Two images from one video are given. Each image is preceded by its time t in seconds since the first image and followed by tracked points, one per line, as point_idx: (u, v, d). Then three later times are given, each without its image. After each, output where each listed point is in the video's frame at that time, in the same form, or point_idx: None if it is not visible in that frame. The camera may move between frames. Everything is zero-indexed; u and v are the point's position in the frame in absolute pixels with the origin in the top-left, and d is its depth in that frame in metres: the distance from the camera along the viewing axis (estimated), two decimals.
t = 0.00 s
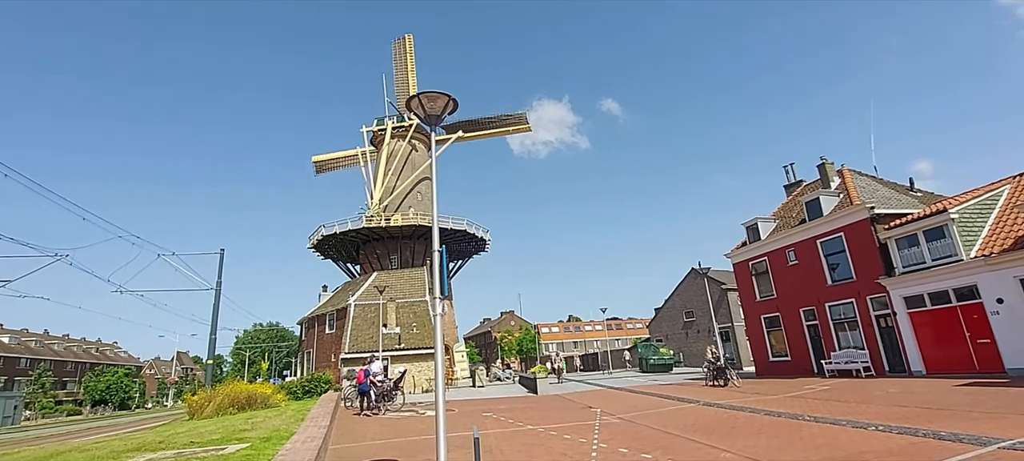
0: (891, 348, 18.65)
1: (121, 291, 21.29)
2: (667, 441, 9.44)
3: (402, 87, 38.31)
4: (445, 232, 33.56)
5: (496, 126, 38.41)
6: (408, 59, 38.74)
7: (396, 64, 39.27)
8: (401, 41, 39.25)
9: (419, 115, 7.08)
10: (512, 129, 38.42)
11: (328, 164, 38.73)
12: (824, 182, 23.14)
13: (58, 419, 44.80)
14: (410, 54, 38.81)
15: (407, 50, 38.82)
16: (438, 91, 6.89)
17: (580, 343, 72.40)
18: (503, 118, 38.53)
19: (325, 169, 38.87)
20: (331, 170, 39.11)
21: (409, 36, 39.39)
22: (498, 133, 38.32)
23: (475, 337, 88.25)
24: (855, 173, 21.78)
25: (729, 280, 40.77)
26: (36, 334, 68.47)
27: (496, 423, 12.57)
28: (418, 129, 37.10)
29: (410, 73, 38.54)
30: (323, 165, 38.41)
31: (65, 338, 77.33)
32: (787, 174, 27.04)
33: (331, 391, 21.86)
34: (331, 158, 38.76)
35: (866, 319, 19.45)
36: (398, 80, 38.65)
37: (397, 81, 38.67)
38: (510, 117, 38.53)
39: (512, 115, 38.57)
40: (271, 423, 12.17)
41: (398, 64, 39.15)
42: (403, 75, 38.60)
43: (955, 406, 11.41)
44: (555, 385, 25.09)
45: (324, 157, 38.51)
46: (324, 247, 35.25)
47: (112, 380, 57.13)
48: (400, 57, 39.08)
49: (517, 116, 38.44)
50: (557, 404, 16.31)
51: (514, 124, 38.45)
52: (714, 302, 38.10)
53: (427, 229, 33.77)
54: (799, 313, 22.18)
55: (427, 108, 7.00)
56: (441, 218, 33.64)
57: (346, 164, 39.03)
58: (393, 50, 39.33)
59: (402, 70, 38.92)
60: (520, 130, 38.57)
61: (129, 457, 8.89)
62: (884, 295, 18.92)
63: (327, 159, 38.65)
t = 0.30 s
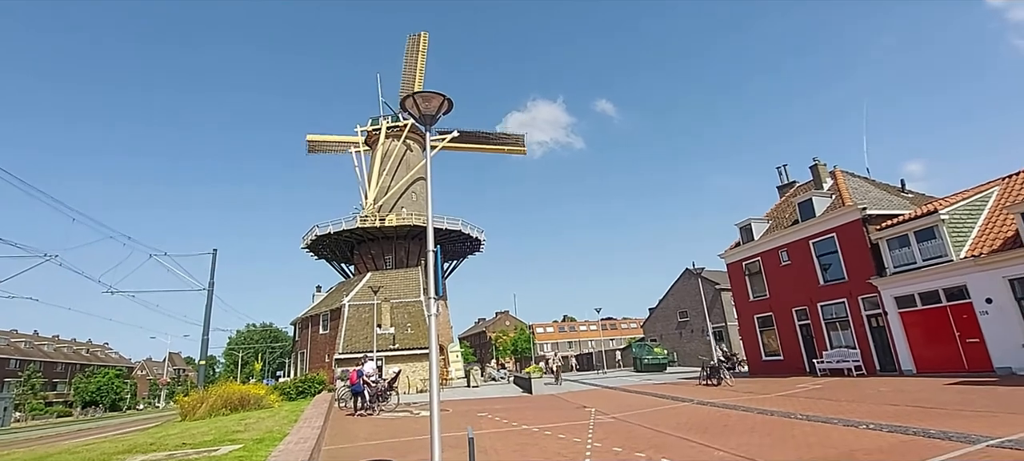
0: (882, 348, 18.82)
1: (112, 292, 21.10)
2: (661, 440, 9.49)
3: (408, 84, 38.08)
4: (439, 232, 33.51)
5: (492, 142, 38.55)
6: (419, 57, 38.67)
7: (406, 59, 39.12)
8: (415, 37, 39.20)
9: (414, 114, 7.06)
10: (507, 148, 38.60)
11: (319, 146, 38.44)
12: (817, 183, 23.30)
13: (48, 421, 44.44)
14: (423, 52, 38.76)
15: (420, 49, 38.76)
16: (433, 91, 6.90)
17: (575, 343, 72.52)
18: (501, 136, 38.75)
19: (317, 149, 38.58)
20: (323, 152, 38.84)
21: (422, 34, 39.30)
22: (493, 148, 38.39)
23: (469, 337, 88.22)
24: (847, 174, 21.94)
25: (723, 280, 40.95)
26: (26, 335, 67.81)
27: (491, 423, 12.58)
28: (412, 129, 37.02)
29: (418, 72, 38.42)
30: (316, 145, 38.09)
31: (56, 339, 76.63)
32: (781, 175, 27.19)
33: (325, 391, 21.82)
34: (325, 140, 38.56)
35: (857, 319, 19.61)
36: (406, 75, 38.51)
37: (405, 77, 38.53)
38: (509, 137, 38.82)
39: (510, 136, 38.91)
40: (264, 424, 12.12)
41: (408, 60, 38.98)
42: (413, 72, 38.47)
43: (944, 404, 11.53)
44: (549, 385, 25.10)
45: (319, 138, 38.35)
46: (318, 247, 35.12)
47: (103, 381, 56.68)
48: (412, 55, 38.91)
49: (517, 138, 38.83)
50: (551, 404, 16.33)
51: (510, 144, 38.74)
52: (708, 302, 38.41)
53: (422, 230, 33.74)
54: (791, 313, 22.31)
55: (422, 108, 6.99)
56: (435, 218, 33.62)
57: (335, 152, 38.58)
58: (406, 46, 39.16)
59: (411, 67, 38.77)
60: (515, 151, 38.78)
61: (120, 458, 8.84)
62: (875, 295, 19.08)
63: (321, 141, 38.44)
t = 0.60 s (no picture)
0: (876, 346, 18.90)
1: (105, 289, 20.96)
2: (656, 439, 9.49)
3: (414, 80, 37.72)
4: (434, 230, 33.42)
5: (483, 156, 38.27)
6: (431, 57, 38.34)
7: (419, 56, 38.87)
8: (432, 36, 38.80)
9: (409, 112, 7.00)
10: (498, 165, 38.31)
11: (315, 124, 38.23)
12: (812, 182, 23.37)
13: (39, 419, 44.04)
14: (435, 53, 38.44)
15: (434, 49, 38.47)
16: (430, 88, 6.87)
17: (570, 341, 72.62)
18: (496, 153, 38.48)
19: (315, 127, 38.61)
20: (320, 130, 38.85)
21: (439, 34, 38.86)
22: (481, 163, 38.10)
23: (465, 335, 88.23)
24: (842, 173, 22.02)
25: (718, 278, 41.08)
26: (17, 333, 67.25)
27: (486, 422, 12.56)
28: (408, 126, 36.94)
29: (428, 72, 38.00)
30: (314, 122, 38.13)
31: (48, 336, 76.07)
32: (776, 174, 27.24)
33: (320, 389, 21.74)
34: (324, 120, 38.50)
35: (851, 317, 19.68)
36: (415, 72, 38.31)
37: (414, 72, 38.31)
38: (504, 155, 38.54)
39: (504, 155, 38.54)
40: (258, 423, 12.06)
41: (420, 60, 38.71)
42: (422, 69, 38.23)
43: (937, 402, 11.57)
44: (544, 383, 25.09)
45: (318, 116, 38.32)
46: (313, 245, 34.98)
47: (96, 379, 56.31)
48: (425, 54, 38.71)
49: (512, 157, 38.51)
50: (546, 402, 16.33)
51: (501, 163, 38.35)
52: (703, 300, 38.74)
53: (417, 227, 33.69)
54: (786, 311, 22.38)
55: (418, 106, 6.93)
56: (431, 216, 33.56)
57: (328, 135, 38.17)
58: (421, 47, 38.94)
59: (422, 67, 38.46)
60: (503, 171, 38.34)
61: (112, 456, 8.78)
62: (869, 294, 19.15)
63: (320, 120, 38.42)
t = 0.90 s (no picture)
0: (875, 348, 18.93)
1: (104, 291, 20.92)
2: (654, 441, 9.50)
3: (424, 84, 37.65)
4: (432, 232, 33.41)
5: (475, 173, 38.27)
6: (444, 65, 38.24)
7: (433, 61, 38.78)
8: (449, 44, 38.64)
9: (407, 114, 7.01)
10: (486, 184, 38.20)
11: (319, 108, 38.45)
12: (810, 184, 23.41)
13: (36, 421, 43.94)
14: (449, 62, 38.29)
15: (450, 59, 38.38)
16: (427, 91, 6.89)
17: (568, 343, 72.64)
18: (489, 174, 38.45)
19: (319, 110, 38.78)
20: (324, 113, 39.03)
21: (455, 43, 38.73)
22: (471, 179, 38.10)
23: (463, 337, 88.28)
24: (840, 175, 22.06)
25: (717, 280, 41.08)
26: (15, 335, 67.09)
27: (484, 424, 12.57)
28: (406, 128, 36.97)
29: (439, 79, 37.90)
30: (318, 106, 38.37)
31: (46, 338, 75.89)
32: (774, 175, 27.27)
33: (318, 391, 21.73)
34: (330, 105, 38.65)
35: (850, 320, 19.71)
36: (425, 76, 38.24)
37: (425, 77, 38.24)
38: (496, 176, 38.45)
39: (497, 177, 38.47)
40: (256, 424, 12.07)
41: (434, 65, 38.64)
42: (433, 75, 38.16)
43: (936, 405, 11.59)
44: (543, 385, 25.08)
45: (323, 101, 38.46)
46: (311, 247, 34.98)
47: (94, 381, 56.25)
48: (439, 61, 38.65)
49: (504, 181, 38.43)
50: (545, 405, 16.32)
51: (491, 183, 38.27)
52: (701, 303, 38.48)
53: (416, 229, 33.74)
54: (785, 314, 22.39)
55: (416, 108, 6.94)
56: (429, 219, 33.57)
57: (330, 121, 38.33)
58: (438, 51, 38.84)
59: (434, 73, 38.37)
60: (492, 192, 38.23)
61: (110, 458, 8.79)
62: (868, 296, 19.18)
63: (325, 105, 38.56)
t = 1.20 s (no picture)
0: (879, 353, 18.84)
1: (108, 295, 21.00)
2: (657, 446, 9.48)
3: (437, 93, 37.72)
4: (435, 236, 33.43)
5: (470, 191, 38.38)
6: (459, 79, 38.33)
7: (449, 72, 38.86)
8: (467, 59, 38.70)
9: (410, 118, 7.06)
10: (478, 204, 38.28)
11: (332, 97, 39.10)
12: (813, 188, 23.36)
13: (40, 425, 44.02)
14: (464, 77, 38.36)
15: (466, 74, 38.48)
16: (429, 95, 6.92)
17: (571, 348, 72.36)
18: (483, 194, 38.60)
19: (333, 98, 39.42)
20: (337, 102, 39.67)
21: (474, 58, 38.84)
22: (464, 196, 38.17)
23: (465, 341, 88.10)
24: (843, 180, 22.03)
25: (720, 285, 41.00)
26: (19, 339, 67.30)
27: (487, 429, 12.56)
28: (408, 133, 37.07)
29: (452, 91, 37.97)
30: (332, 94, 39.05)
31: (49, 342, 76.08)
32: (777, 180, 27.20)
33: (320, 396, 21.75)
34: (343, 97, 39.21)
35: (854, 324, 19.63)
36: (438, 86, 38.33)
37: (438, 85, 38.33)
38: (489, 199, 38.59)
39: (490, 199, 38.64)
40: (258, 428, 12.08)
41: (450, 76, 38.73)
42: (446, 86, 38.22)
43: (941, 411, 11.52)
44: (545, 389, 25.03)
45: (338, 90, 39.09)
46: (314, 251, 35.04)
47: (98, 384, 56.39)
48: (456, 74, 38.74)
49: (496, 204, 38.59)
50: (547, 409, 16.28)
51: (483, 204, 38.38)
52: (704, 307, 38.59)
53: (418, 233, 33.77)
54: (788, 318, 22.32)
55: (418, 112, 6.99)
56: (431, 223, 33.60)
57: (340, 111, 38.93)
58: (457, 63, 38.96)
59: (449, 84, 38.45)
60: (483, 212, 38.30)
61: None
62: (872, 301, 19.11)
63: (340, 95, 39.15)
